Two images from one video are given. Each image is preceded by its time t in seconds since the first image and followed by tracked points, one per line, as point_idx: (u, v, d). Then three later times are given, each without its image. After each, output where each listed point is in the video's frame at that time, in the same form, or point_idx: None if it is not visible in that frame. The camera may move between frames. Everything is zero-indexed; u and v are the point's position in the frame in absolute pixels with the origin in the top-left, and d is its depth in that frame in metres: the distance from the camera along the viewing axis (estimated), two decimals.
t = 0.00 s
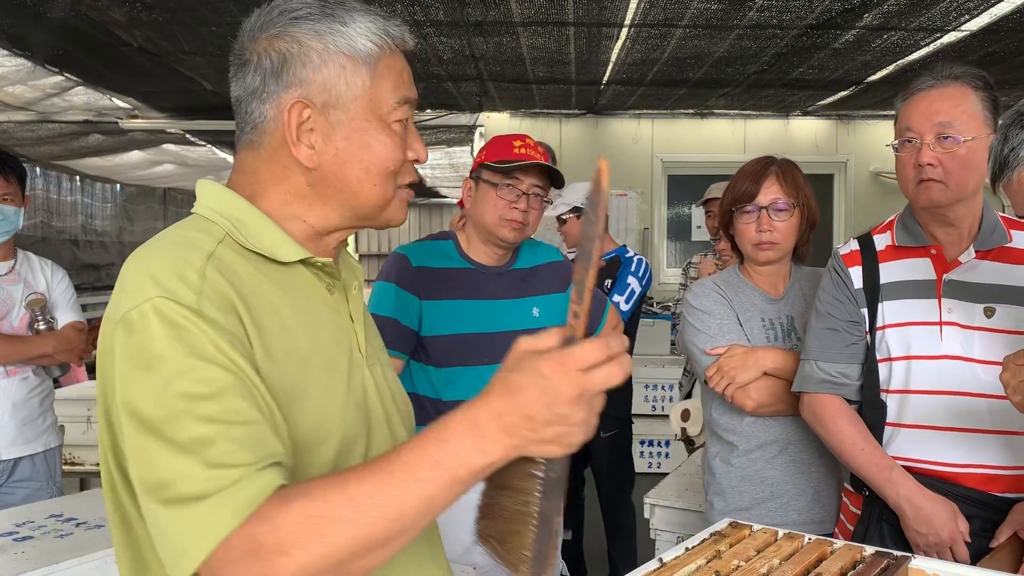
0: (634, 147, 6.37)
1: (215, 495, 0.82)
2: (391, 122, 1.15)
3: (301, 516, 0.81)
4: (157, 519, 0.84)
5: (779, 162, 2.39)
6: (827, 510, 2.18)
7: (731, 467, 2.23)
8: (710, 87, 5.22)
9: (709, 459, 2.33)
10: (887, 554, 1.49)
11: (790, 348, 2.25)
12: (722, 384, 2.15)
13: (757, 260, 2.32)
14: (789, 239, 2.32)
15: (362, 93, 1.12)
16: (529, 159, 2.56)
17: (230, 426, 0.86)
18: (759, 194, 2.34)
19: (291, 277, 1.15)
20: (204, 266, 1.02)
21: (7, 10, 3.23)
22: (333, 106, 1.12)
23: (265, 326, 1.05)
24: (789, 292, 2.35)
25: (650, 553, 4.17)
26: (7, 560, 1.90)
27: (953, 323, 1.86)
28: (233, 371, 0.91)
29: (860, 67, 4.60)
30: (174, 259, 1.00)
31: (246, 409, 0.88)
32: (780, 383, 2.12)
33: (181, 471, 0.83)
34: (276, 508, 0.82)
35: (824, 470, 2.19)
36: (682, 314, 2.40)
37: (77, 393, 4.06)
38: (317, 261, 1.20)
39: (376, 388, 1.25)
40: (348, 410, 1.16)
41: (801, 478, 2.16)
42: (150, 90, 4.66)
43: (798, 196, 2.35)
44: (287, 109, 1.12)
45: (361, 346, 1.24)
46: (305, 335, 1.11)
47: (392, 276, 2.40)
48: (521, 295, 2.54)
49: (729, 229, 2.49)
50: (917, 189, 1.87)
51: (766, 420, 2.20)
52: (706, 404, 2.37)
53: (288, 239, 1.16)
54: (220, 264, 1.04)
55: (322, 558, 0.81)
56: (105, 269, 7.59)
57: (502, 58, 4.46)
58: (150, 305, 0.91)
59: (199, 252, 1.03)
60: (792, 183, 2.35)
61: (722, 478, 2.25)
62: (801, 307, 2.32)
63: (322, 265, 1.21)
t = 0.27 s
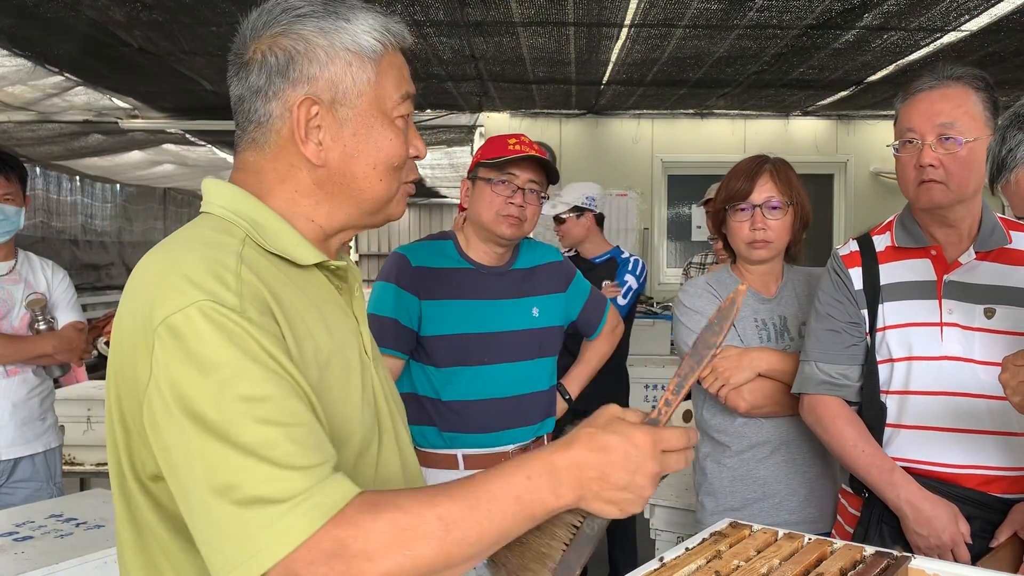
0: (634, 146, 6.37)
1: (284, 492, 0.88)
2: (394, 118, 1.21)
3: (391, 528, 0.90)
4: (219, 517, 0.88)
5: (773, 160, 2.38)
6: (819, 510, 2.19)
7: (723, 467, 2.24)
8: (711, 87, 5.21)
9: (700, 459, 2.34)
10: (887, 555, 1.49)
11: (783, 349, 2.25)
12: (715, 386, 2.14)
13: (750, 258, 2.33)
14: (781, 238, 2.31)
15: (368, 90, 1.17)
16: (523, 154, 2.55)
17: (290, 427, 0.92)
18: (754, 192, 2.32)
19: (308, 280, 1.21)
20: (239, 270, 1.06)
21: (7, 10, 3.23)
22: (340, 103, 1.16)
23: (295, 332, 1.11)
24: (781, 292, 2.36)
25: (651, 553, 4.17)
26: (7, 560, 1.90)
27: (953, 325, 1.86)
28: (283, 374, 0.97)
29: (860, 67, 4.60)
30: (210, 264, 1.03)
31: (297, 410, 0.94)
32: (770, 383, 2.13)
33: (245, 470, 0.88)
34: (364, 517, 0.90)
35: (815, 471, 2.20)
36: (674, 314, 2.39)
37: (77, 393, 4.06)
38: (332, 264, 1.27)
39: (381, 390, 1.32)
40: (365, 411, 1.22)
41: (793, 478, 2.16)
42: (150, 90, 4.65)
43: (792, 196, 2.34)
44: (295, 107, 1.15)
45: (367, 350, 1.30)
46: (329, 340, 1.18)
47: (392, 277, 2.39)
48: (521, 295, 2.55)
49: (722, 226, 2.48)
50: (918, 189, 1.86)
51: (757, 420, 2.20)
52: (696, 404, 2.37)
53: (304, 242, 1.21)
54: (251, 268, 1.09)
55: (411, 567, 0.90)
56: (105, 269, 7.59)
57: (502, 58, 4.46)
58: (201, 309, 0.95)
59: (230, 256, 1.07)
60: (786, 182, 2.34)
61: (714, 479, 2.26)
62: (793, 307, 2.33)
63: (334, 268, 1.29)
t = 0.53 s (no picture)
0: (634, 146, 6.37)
1: (336, 473, 0.92)
2: (405, 131, 1.21)
3: (447, 492, 0.96)
4: (270, 505, 0.91)
5: (760, 158, 2.39)
6: (810, 510, 2.19)
7: (713, 466, 2.24)
8: (711, 87, 5.22)
9: (687, 458, 2.34)
10: (886, 554, 1.49)
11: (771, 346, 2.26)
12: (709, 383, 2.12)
13: (739, 256, 2.32)
14: (769, 235, 2.32)
15: (382, 100, 1.17)
16: (516, 148, 2.56)
17: (327, 412, 0.96)
18: (742, 189, 2.33)
19: (313, 280, 1.22)
20: (250, 268, 1.08)
21: (7, 10, 3.24)
22: (353, 109, 1.16)
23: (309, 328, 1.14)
24: (768, 290, 2.35)
25: (651, 553, 4.17)
26: (7, 561, 1.90)
27: (952, 325, 1.86)
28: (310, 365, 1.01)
29: (860, 67, 4.60)
30: (224, 264, 1.04)
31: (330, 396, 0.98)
32: (762, 381, 2.13)
33: (295, 455, 0.92)
34: (421, 485, 0.96)
35: (806, 470, 2.20)
36: (663, 314, 2.38)
37: (77, 393, 4.06)
38: (335, 266, 1.28)
39: (381, 387, 1.35)
40: (370, 407, 1.26)
41: (784, 477, 2.17)
42: (150, 90, 4.65)
43: (780, 192, 2.35)
44: (308, 105, 1.15)
45: (367, 349, 1.33)
46: (337, 337, 1.20)
47: (392, 277, 2.39)
48: (521, 295, 2.55)
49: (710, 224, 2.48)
50: (918, 189, 1.86)
51: (747, 418, 2.21)
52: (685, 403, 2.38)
53: (308, 242, 1.21)
54: (262, 267, 1.10)
55: (467, 528, 0.96)
56: (105, 269, 7.59)
57: (502, 59, 4.46)
58: (224, 307, 0.97)
59: (241, 256, 1.08)
60: (773, 179, 2.35)
61: (704, 478, 2.25)
62: (781, 305, 2.33)
63: (337, 269, 1.30)
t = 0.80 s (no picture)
0: (634, 146, 6.38)
1: (347, 469, 0.92)
2: (413, 135, 1.22)
3: (466, 490, 0.97)
4: (281, 500, 0.91)
5: (748, 156, 2.39)
6: (798, 510, 2.19)
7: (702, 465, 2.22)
8: (710, 87, 5.22)
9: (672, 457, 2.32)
10: (887, 555, 1.49)
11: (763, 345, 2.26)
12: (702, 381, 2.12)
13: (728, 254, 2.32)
14: (759, 232, 2.32)
15: (393, 104, 1.17)
16: (513, 147, 2.56)
17: (337, 408, 0.97)
18: (732, 187, 2.33)
19: (318, 280, 1.22)
20: (257, 266, 1.08)
21: (7, 10, 3.24)
22: (362, 111, 1.16)
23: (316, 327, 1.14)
24: (755, 288, 2.36)
25: (651, 553, 4.17)
26: (9, 560, 1.91)
27: (949, 326, 1.86)
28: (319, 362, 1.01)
29: (860, 67, 4.60)
30: (231, 262, 1.04)
31: (339, 392, 0.99)
32: (755, 379, 2.15)
33: (306, 451, 0.92)
34: (441, 480, 0.97)
35: (796, 470, 2.21)
36: (652, 310, 2.38)
37: (77, 393, 4.06)
38: (340, 267, 1.28)
39: (385, 388, 1.35)
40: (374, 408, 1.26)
41: (775, 478, 2.17)
42: (150, 90, 4.65)
43: (768, 189, 2.36)
44: (317, 106, 1.15)
45: (371, 350, 1.33)
46: (343, 336, 1.21)
47: (392, 276, 2.39)
48: (521, 295, 2.55)
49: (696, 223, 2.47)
50: (915, 190, 1.86)
51: (741, 417, 2.21)
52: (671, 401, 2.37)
53: (313, 243, 1.21)
54: (268, 266, 1.10)
55: (482, 529, 0.97)
56: (105, 269, 7.59)
57: (502, 58, 4.46)
58: (233, 304, 0.97)
59: (248, 255, 1.08)
60: (762, 176, 2.36)
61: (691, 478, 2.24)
62: (769, 303, 2.34)
63: (342, 271, 1.30)
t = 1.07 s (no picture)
0: (634, 146, 6.38)
1: (338, 476, 0.92)
2: (427, 136, 1.24)
3: (454, 496, 0.97)
4: (272, 506, 0.91)
5: (742, 156, 2.40)
6: (793, 511, 2.20)
7: (697, 468, 2.21)
8: (710, 87, 5.22)
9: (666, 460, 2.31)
10: (886, 554, 1.49)
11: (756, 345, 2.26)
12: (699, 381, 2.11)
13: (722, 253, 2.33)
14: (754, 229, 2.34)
15: (407, 107, 1.19)
16: (512, 147, 2.57)
17: (331, 414, 0.96)
18: (728, 186, 2.33)
19: (320, 283, 1.22)
20: (258, 268, 1.08)
21: (7, 10, 3.24)
22: (379, 117, 1.17)
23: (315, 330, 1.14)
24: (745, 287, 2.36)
25: (651, 553, 4.17)
26: (9, 560, 1.91)
27: (948, 326, 1.86)
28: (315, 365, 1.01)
29: (860, 67, 4.60)
30: (231, 264, 1.04)
31: (335, 398, 0.99)
32: (752, 382, 2.13)
33: (297, 457, 0.92)
34: (429, 488, 0.97)
35: (790, 471, 2.21)
36: (644, 310, 2.36)
37: (77, 393, 4.06)
38: (345, 270, 1.27)
39: (385, 391, 1.34)
40: (372, 410, 1.25)
41: (770, 479, 2.17)
42: (150, 90, 4.64)
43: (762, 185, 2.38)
44: (336, 117, 1.15)
45: (371, 352, 1.33)
46: (343, 339, 1.21)
47: (392, 276, 2.39)
48: (520, 294, 2.55)
49: (687, 221, 2.46)
50: (912, 190, 1.86)
51: (737, 419, 2.20)
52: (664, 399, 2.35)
53: (316, 246, 1.21)
54: (269, 268, 1.10)
55: (473, 535, 0.97)
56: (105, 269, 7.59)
57: (502, 58, 4.46)
58: (231, 306, 0.97)
59: (248, 256, 1.08)
60: (756, 176, 2.37)
61: (686, 480, 2.23)
62: (760, 304, 2.34)
63: (347, 273, 1.30)
